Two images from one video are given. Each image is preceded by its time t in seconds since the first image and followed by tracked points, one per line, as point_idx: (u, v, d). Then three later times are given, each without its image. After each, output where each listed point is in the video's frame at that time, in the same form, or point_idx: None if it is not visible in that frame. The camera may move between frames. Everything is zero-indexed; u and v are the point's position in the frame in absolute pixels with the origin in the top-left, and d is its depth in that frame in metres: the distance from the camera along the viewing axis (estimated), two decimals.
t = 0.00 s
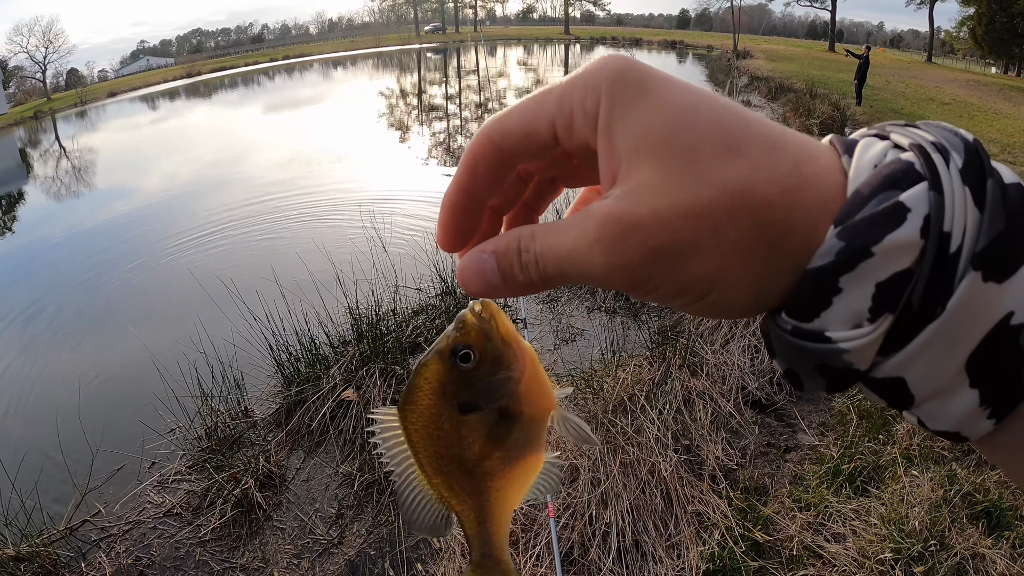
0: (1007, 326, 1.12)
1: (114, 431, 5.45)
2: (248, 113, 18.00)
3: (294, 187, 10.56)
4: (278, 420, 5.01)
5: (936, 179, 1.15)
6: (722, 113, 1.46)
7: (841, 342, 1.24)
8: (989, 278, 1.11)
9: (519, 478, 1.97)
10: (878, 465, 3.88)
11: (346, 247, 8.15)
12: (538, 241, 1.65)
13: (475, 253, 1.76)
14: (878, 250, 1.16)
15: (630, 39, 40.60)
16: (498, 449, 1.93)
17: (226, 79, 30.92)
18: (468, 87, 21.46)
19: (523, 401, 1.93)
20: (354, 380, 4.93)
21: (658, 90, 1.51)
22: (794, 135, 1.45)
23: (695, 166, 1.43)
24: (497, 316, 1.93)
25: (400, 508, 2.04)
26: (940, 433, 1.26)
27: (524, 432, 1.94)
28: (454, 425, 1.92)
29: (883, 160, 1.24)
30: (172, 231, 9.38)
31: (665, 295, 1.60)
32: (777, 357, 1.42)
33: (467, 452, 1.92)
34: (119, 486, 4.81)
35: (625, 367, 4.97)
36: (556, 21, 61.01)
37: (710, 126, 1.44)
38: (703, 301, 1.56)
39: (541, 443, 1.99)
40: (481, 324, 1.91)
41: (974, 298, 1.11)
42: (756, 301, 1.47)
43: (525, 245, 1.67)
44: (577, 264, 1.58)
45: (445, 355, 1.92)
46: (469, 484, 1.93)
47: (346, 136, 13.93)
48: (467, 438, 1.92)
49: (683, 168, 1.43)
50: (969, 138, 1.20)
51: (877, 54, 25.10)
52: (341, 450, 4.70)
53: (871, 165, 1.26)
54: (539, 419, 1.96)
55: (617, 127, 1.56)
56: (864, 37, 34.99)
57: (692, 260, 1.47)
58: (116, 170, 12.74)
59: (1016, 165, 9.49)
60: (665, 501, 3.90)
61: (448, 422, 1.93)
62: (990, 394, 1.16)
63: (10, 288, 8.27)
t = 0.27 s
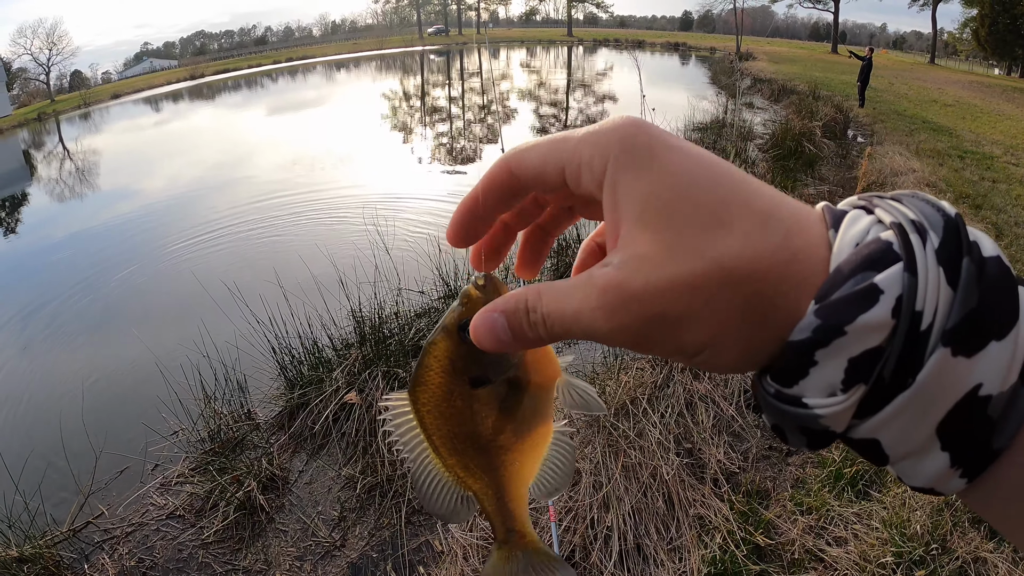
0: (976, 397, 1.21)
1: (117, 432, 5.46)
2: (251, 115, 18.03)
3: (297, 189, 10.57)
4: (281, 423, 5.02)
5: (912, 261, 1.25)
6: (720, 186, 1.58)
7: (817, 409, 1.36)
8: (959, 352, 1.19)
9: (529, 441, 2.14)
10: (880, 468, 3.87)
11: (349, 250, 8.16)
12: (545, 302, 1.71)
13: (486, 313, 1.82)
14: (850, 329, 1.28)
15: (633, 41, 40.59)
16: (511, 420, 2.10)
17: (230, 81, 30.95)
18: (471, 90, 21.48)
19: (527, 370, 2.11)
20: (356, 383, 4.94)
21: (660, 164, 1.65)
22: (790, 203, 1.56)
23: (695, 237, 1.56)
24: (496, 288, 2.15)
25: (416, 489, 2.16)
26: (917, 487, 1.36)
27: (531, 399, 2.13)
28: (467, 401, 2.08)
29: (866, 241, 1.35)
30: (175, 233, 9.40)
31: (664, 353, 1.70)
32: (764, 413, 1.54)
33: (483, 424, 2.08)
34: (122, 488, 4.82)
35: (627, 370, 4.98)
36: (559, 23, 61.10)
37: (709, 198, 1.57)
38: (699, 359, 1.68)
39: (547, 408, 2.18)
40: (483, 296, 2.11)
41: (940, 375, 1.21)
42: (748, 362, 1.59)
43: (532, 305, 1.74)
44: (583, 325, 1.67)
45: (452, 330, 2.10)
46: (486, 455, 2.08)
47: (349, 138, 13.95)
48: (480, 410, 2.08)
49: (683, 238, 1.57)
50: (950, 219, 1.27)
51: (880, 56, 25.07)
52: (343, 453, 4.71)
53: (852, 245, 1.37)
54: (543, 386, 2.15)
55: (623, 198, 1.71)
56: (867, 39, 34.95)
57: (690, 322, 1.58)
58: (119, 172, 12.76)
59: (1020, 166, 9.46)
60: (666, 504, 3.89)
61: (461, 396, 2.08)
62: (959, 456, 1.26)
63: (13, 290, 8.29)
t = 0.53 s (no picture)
0: (959, 423, 1.28)
1: (120, 434, 5.47)
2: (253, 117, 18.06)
3: (299, 191, 10.59)
4: (284, 425, 5.03)
5: (902, 303, 1.35)
6: (748, 236, 1.70)
7: (818, 430, 1.43)
8: (943, 383, 1.28)
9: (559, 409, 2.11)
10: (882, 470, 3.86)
11: (352, 251, 8.17)
12: (578, 335, 1.70)
13: (517, 346, 1.80)
14: (847, 359, 1.37)
15: (635, 43, 40.56)
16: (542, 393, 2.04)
17: (232, 83, 30.98)
18: (473, 92, 21.49)
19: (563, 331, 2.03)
20: (359, 385, 4.96)
21: (696, 214, 1.76)
22: (800, 254, 1.70)
23: (722, 280, 1.66)
24: (530, 253, 1.99)
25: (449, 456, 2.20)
26: (911, 510, 1.42)
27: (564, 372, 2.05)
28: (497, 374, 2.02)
29: (864, 285, 1.45)
30: (178, 234, 9.43)
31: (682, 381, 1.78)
32: (774, 439, 1.62)
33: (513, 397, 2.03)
34: (125, 489, 4.83)
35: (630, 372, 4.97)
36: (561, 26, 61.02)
37: (736, 246, 1.69)
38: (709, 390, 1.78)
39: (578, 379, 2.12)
40: (516, 262, 1.97)
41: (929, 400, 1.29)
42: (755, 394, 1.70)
43: (564, 339, 1.73)
44: (614, 359, 1.68)
45: (484, 298, 1.99)
46: (516, 425, 2.05)
47: (351, 140, 13.97)
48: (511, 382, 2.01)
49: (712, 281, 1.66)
50: (939, 266, 1.37)
51: (883, 57, 25.02)
52: (346, 454, 4.71)
53: (854, 289, 1.47)
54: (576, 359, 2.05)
55: (656, 241, 1.80)
56: (870, 40, 34.89)
57: (709, 357, 1.68)
58: (122, 174, 12.78)
59: None
60: (669, 505, 3.89)
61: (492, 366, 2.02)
62: (947, 479, 1.32)
63: (16, 291, 8.31)
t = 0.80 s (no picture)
0: (926, 434, 1.29)
1: (123, 434, 5.48)
2: (256, 119, 18.08)
3: (302, 191, 10.60)
4: (286, 425, 5.03)
5: (873, 318, 1.37)
6: (739, 251, 1.74)
7: (792, 436, 1.46)
8: (910, 395, 1.30)
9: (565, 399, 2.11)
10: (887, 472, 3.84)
11: (354, 252, 8.17)
12: (575, 334, 1.83)
13: (521, 342, 1.91)
14: (819, 369, 1.40)
15: (638, 45, 40.57)
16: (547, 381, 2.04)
17: (235, 84, 31.01)
18: (476, 93, 21.51)
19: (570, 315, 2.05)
20: (362, 386, 4.96)
21: (690, 228, 1.81)
22: (789, 272, 1.72)
23: (709, 291, 1.71)
24: (540, 240, 2.02)
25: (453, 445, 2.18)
26: (881, 517, 1.41)
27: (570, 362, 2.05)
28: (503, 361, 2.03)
29: (840, 302, 1.47)
30: (180, 236, 9.44)
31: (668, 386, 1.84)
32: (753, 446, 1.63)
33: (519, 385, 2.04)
34: (128, 489, 4.83)
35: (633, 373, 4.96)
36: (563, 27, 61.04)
37: (725, 260, 1.73)
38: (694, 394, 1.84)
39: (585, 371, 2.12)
40: (525, 248, 1.99)
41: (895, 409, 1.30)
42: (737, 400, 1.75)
43: (563, 337, 1.85)
44: (603, 359, 1.78)
45: (492, 284, 2.01)
46: (521, 414, 2.06)
47: (353, 142, 13.98)
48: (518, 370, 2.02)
49: (698, 291, 1.72)
50: (913, 286, 1.39)
51: (885, 57, 25.01)
52: (350, 455, 4.71)
53: (830, 305, 1.49)
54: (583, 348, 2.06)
55: (650, 253, 1.85)
56: (872, 41, 34.88)
57: (693, 363, 1.73)
58: (124, 175, 12.79)
59: None
60: (673, 507, 3.88)
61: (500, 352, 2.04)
62: (914, 487, 1.32)
63: (18, 292, 8.32)
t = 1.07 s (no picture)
0: (900, 429, 1.32)
1: (126, 436, 5.49)
2: (258, 120, 18.08)
3: (304, 193, 10.60)
4: (289, 426, 5.04)
5: (847, 317, 1.43)
6: (723, 253, 1.78)
7: (770, 431, 1.50)
8: (883, 391, 1.34)
9: (557, 407, 2.11)
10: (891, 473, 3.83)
11: (356, 254, 8.18)
12: (562, 327, 1.85)
13: (509, 330, 1.93)
14: (795, 365, 1.46)
15: (639, 46, 40.53)
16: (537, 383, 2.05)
17: (237, 86, 31.00)
18: (477, 94, 21.51)
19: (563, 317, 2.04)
20: (365, 387, 4.96)
21: (678, 230, 1.84)
22: (769, 276, 1.77)
23: (693, 290, 1.74)
24: (534, 236, 2.04)
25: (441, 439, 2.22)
26: (861, 515, 1.43)
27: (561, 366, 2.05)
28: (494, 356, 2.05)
29: (818, 301, 1.53)
30: (183, 237, 9.44)
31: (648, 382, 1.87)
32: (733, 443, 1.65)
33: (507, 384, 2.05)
34: (130, 491, 4.84)
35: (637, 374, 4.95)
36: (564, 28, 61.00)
37: (711, 262, 1.77)
38: (672, 392, 1.87)
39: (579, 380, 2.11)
40: (519, 243, 2.02)
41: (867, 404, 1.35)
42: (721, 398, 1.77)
43: (549, 328, 1.87)
44: (591, 351, 1.81)
45: (486, 278, 2.04)
46: (508, 415, 2.07)
47: (354, 143, 13.97)
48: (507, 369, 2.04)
49: (684, 289, 1.74)
50: (886, 289, 1.45)
51: (887, 58, 24.98)
52: (353, 456, 4.71)
53: (811, 302, 1.56)
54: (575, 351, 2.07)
55: (637, 255, 1.87)
56: (874, 41, 34.84)
57: (675, 359, 1.76)
58: (126, 177, 12.80)
59: None
60: (677, 508, 3.87)
61: (491, 349, 2.05)
62: (890, 482, 1.35)
63: (21, 294, 8.32)
